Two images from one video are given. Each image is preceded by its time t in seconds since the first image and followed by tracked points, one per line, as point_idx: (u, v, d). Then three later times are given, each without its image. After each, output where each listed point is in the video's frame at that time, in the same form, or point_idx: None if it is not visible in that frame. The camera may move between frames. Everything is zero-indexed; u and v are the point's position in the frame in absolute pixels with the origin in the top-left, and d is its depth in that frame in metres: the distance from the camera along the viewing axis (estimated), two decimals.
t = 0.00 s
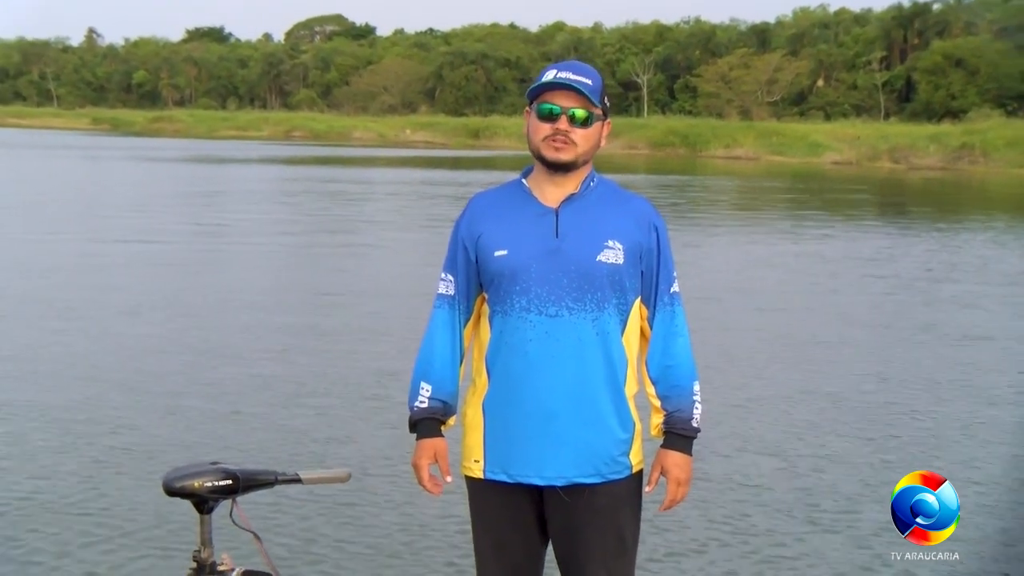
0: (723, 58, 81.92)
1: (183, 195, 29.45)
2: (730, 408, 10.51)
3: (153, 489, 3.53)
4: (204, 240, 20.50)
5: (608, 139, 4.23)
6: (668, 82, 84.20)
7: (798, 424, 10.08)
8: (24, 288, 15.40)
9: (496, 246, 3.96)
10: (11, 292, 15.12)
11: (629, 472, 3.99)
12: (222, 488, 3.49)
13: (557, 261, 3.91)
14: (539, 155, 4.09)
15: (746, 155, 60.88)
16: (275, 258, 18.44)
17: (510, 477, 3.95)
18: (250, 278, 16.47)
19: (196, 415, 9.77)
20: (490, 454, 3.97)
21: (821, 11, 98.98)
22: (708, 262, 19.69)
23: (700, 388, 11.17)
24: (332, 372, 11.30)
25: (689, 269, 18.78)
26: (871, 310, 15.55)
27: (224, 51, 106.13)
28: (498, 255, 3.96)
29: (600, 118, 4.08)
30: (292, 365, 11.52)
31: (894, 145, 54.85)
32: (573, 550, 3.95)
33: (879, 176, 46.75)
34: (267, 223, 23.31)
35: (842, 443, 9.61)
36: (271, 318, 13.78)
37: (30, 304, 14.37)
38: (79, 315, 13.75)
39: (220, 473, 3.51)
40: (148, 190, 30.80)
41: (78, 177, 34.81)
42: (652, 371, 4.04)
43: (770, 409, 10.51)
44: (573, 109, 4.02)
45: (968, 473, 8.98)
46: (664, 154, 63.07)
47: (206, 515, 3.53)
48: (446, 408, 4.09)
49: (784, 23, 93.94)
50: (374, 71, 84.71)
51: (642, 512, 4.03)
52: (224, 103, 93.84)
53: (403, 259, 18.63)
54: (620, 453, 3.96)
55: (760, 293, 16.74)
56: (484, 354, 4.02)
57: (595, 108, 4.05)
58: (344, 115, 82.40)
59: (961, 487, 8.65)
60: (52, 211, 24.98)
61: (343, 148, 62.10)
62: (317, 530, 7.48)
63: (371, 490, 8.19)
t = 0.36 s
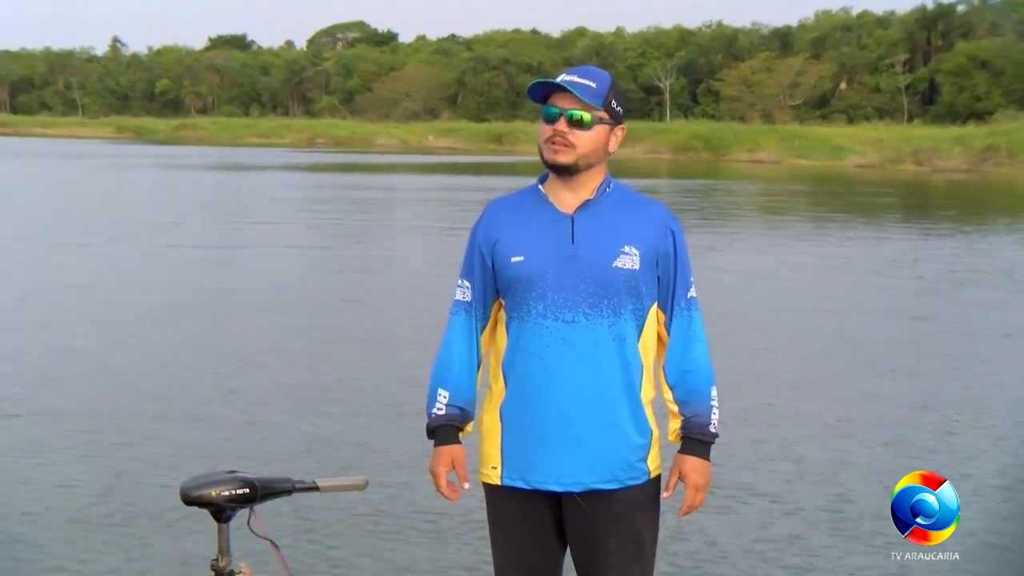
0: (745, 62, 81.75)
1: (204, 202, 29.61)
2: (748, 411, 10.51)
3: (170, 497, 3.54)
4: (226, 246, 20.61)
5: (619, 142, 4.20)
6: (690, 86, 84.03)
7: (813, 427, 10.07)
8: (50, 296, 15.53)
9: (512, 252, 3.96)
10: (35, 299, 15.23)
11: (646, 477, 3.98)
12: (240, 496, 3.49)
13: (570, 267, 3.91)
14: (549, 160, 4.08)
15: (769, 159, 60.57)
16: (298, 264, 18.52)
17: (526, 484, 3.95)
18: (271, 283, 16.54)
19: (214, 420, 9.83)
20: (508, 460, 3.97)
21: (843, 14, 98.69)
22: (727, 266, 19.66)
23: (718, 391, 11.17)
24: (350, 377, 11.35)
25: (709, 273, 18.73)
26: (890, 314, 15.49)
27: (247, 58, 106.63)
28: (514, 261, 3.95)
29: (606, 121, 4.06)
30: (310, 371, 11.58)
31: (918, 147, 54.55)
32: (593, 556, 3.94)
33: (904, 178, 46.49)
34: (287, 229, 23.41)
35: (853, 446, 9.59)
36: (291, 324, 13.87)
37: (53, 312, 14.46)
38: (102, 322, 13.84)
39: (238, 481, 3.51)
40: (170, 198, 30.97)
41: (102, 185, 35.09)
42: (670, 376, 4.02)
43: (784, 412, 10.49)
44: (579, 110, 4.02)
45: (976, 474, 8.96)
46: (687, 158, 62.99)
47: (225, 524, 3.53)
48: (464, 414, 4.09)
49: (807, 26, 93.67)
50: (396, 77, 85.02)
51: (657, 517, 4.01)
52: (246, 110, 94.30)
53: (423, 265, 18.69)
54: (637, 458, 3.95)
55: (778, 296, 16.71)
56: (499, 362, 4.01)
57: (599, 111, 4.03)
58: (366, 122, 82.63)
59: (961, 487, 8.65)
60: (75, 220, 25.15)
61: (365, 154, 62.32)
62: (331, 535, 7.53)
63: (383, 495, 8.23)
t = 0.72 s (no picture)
0: (756, 64, 81.46)
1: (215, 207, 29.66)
2: (755, 412, 10.50)
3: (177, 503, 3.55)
4: (237, 250, 20.67)
5: (621, 143, 4.19)
6: (701, 88, 83.82)
7: (822, 429, 10.04)
8: (63, 301, 15.60)
9: (515, 254, 3.96)
10: (48, 305, 15.29)
11: (650, 478, 3.97)
12: (247, 500, 3.49)
13: (573, 269, 3.90)
14: (550, 164, 4.08)
15: (781, 161, 60.31)
16: (309, 268, 18.54)
17: (531, 486, 3.94)
18: (281, 288, 16.59)
19: (221, 424, 9.86)
20: (512, 463, 3.96)
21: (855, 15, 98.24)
22: (737, 268, 19.63)
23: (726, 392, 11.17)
24: (359, 381, 11.38)
25: (718, 275, 18.67)
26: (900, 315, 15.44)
27: (258, 62, 106.77)
28: (516, 264, 3.95)
29: (607, 122, 4.05)
30: (319, 374, 11.61)
31: (931, 148, 54.27)
32: (597, 557, 3.93)
33: (916, 179, 46.26)
34: (298, 233, 23.47)
35: (859, 447, 9.57)
36: (302, 327, 13.91)
37: (66, 316, 14.54)
38: (114, 327, 13.90)
39: (246, 485, 3.52)
40: (180, 202, 31.04)
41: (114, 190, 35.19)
42: (673, 379, 4.01)
43: (793, 413, 10.48)
44: (579, 113, 4.01)
45: (981, 475, 8.94)
46: (699, 161, 62.83)
47: (232, 528, 3.53)
48: (468, 416, 4.08)
49: (818, 27, 93.36)
50: (407, 81, 85.03)
51: (661, 519, 4.00)
52: (257, 114, 94.46)
53: (433, 268, 18.71)
54: (641, 459, 3.94)
55: (788, 298, 16.68)
56: (503, 363, 4.02)
57: (599, 113, 4.02)
58: (377, 126, 82.65)
59: (962, 486, 8.66)
60: (87, 224, 25.23)
61: (376, 158, 62.29)
62: (335, 538, 7.56)
63: (389, 497, 8.27)
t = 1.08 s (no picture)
0: (765, 66, 81.34)
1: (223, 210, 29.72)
2: (761, 415, 10.49)
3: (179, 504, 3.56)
4: (245, 254, 20.70)
5: (624, 146, 4.18)
6: (710, 91, 83.70)
7: (828, 431, 10.02)
8: (72, 304, 15.65)
9: (518, 255, 3.96)
10: (57, 308, 15.33)
11: (654, 480, 3.96)
12: (249, 503, 3.50)
13: (575, 271, 3.89)
14: (555, 166, 4.07)
15: (790, 163, 60.11)
16: (318, 270, 18.59)
17: (533, 488, 3.93)
18: (289, 291, 16.63)
19: (228, 427, 9.89)
20: (515, 465, 3.96)
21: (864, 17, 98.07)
22: (745, 270, 19.61)
23: (731, 395, 11.16)
24: (365, 384, 11.41)
25: (726, 278, 18.64)
26: (907, 317, 15.42)
27: (267, 65, 106.96)
28: (520, 265, 3.95)
29: (611, 125, 4.04)
30: (327, 377, 11.64)
31: (942, 150, 54.12)
32: (600, 558, 3.93)
33: (926, 181, 46.14)
34: (306, 236, 23.51)
35: (864, 448, 9.56)
36: (309, 331, 13.95)
37: (75, 320, 14.59)
38: (123, 330, 13.95)
39: (249, 487, 3.52)
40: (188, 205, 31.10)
41: (122, 193, 35.28)
42: (676, 381, 4.00)
43: (798, 416, 10.47)
44: (584, 116, 4.00)
45: (984, 476, 8.94)
46: (708, 163, 62.76)
47: (235, 530, 3.54)
48: (471, 418, 4.08)
49: (827, 29, 93.22)
50: (416, 84, 85.08)
51: (665, 521, 3.99)
52: (266, 117, 94.63)
53: (440, 271, 18.73)
54: (644, 461, 3.93)
55: (795, 300, 16.66)
56: (507, 364, 4.01)
57: (603, 116, 4.01)
58: (386, 129, 82.75)
59: (962, 486, 8.68)
60: (96, 228, 25.27)
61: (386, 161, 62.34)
62: (339, 539, 7.58)
63: (392, 499, 8.28)
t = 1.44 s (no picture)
0: (766, 65, 81.32)
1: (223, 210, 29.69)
2: (759, 414, 10.48)
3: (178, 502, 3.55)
4: (245, 254, 20.70)
5: (619, 145, 4.17)
6: (711, 90, 83.65)
7: (827, 430, 10.02)
8: (73, 305, 15.65)
9: (515, 253, 3.95)
10: (57, 309, 15.32)
11: (649, 479, 3.96)
12: (245, 500, 3.49)
13: (572, 268, 3.89)
14: (550, 164, 4.06)
15: (792, 162, 60.04)
16: (319, 271, 18.58)
17: (529, 486, 3.93)
18: (289, 292, 16.64)
19: (228, 428, 9.89)
20: (511, 463, 3.95)
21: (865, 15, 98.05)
22: (745, 269, 19.61)
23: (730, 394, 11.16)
24: (365, 385, 11.41)
25: (726, 278, 18.63)
26: (906, 316, 15.42)
27: (268, 65, 106.99)
28: (517, 263, 3.95)
29: (608, 123, 4.04)
30: (326, 378, 11.65)
31: (944, 148, 54.06)
32: (596, 557, 3.92)
33: (927, 180, 46.14)
34: (306, 236, 23.48)
35: (862, 448, 9.55)
36: (309, 331, 13.94)
37: (77, 321, 14.60)
38: (124, 331, 13.96)
39: (245, 485, 3.51)
40: (188, 206, 31.11)
41: (122, 194, 35.26)
42: (673, 379, 4.00)
43: (798, 415, 10.46)
44: (580, 115, 4.00)
45: (983, 475, 8.93)
46: (710, 162, 62.73)
47: (232, 527, 3.53)
48: (467, 415, 4.07)
49: (828, 27, 93.19)
50: (417, 84, 85.04)
51: (660, 520, 3.99)
52: (267, 117, 94.63)
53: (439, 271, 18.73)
54: (640, 459, 3.92)
55: (795, 300, 16.65)
56: (502, 361, 4.01)
57: (600, 114, 4.01)
58: (387, 128, 82.77)
59: (962, 486, 8.67)
60: (96, 228, 25.26)
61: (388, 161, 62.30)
62: (338, 540, 7.58)
63: (390, 500, 8.29)
